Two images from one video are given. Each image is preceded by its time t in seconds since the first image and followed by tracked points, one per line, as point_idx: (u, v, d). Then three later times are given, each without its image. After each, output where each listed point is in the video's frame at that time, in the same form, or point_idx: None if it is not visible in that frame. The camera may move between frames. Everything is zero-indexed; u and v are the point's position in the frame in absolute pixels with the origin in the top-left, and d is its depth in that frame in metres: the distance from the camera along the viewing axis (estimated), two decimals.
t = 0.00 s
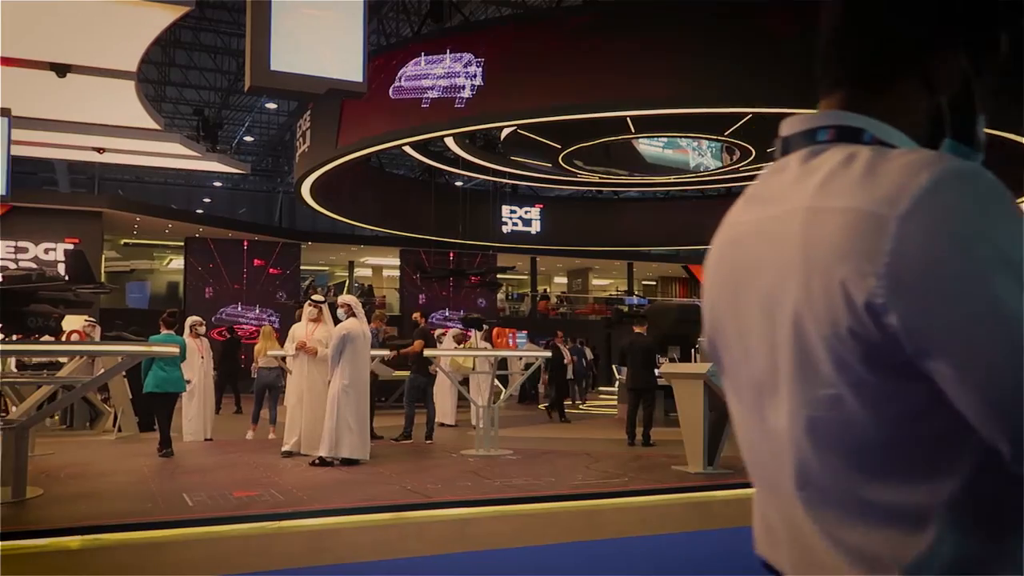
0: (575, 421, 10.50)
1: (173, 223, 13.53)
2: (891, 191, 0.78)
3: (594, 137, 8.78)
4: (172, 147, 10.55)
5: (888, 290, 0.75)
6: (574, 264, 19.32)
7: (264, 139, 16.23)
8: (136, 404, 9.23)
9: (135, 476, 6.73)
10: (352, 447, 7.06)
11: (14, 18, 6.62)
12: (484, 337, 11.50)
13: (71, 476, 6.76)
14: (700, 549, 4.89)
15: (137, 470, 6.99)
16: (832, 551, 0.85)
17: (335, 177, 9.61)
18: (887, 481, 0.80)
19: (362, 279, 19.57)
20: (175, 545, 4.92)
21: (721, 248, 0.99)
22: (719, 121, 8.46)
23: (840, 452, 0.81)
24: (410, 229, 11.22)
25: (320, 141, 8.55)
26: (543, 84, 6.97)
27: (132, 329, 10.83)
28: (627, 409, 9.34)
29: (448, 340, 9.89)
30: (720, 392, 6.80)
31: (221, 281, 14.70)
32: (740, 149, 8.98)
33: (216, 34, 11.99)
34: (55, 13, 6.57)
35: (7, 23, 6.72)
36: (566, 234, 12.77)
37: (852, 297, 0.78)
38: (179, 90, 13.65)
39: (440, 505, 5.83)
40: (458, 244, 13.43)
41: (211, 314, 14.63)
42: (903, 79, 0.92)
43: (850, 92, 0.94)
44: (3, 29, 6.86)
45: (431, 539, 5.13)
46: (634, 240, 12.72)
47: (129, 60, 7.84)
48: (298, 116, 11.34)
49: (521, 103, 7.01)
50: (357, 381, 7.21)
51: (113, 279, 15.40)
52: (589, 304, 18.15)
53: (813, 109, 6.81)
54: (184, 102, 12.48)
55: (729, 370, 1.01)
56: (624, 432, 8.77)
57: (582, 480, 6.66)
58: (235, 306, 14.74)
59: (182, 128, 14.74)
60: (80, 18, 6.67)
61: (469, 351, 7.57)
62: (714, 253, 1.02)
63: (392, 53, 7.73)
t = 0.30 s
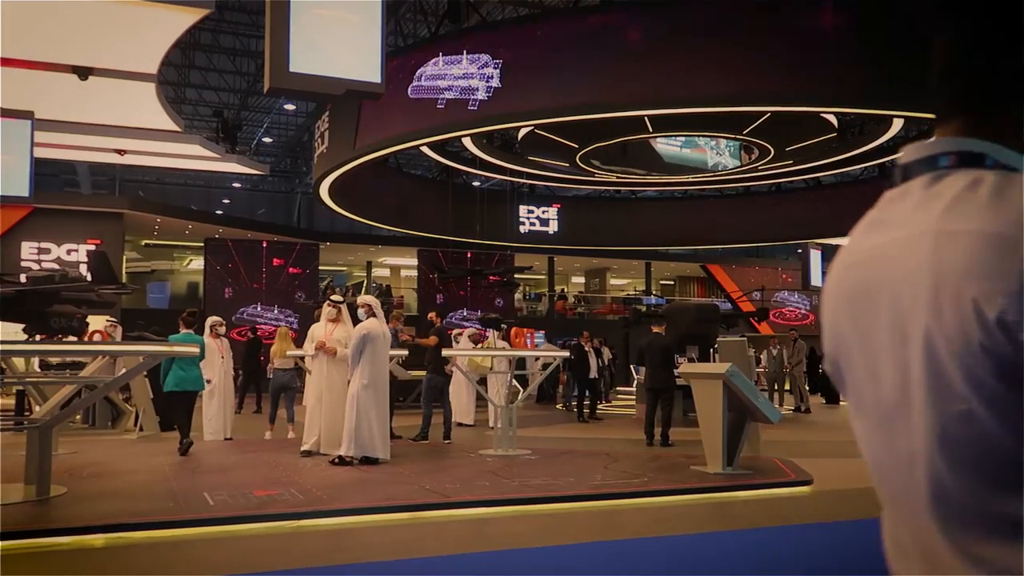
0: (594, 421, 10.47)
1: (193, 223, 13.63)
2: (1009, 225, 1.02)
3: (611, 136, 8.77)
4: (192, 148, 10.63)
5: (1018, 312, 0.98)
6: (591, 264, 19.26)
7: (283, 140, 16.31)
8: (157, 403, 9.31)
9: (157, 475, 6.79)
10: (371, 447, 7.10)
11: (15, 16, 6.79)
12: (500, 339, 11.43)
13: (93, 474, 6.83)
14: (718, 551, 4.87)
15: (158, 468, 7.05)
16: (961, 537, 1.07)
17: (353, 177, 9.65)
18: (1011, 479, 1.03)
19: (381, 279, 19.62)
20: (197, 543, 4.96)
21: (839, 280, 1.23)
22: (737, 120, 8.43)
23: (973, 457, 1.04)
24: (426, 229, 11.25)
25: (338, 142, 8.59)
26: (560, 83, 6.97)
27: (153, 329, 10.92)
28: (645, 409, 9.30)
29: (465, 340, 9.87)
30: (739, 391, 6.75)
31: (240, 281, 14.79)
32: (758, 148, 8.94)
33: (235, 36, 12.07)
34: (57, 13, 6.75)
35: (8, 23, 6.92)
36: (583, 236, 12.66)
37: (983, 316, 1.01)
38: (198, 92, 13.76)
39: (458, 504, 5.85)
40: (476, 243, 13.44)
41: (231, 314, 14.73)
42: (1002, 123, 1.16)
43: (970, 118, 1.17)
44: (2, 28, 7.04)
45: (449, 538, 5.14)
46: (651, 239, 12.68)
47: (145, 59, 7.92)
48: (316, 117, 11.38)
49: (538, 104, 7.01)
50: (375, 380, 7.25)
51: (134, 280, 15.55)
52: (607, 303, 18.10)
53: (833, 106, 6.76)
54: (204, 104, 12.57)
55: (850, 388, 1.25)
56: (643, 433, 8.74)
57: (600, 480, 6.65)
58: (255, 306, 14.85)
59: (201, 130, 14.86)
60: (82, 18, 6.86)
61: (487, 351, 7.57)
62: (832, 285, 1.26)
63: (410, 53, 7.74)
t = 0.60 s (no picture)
0: (611, 421, 10.44)
1: (212, 224, 13.73)
2: None
3: (627, 135, 8.75)
4: (211, 149, 10.70)
5: None
6: (608, 263, 19.23)
7: (300, 141, 16.39)
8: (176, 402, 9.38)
9: (177, 474, 6.85)
10: (389, 446, 7.12)
11: (11, 15, 6.94)
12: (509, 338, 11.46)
13: (115, 473, 6.90)
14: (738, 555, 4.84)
15: (178, 467, 7.11)
16: None
17: (370, 178, 9.68)
18: None
19: (398, 279, 19.68)
20: (218, 541, 5.00)
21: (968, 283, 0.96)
22: (754, 119, 8.40)
23: None
24: (443, 229, 11.27)
25: (356, 142, 8.61)
26: (577, 83, 6.96)
27: (174, 329, 11.01)
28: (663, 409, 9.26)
29: (481, 340, 9.85)
30: (757, 391, 6.71)
31: (259, 281, 14.87)
32: (777, 147, 8.89)
33: (253, 39, 12.13)
34: (57, 14, 6.90)
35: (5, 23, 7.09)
36: (600, 235, 12.66)
37: None
38: (217, 94, 13.86)
39: (476, 504, 5.85)
40: (492, 244, 13.46)
41: (250, 314, 14.82)
42: None
43: None
44: None
45: (469, 538, 5.15)
46: (667, 239, 12.64)
47: (160, 58, 8.00)
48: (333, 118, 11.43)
49: (554, 103, 7.00)
50: (393, 379, 7.28)
51: (154, 280, 15.70)
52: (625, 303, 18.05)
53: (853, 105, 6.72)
54: (222, 105, 12.66)
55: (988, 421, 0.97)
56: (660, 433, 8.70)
57: (618, 480, 6.64)
58: (274, 306, 14.92)
59: (220, 131, 14.96)
60: (82, 18, 7.02)
61: (504, 351, 7.58)
62: (958, 288, 0.99)
63: (427, 54, 7.76)
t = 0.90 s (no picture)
0: (628, 421, 10.42)
1: (230, 224, 13.83)
2: None
3: (643, 134, 8.73)
4: (230, 150, 10.78)
5: None
6: (624, 263, 19.20)
7: (317, 142, 16.47)
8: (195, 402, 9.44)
9: (197, 473, 6.90)
10: (406, 446, 7.14)
11: (9, 15, 7.01)
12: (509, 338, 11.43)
13: (135, 471, 6.96)
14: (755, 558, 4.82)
15: (198, 466, 7.16)
16: None
17: (387, 178, 9.72)
18: None
19: (414, 279, 19.74)
20: (237, 540, 5.03)
21: None
22: (771, 118, 8.36)
23: None
24: (459, 229, 11.30)
25: (372, 142, 8.63)
26: (593, 83, 6.95)
27: (194, 329, 11.09)
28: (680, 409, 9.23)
29: (496, 340, 9.85)
30: (775, 391, 6.68)
31: (276, 281, 14.96)
32: (794, 145, 8.84)
33: (270, 40, 12.21)
34: (49, 12, 6.94)
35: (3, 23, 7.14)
36: (616, 234, 12.66)
37: None
38: (234, 95, 13.95)
39: (494, 504, 5.86)
40: (509, 244, 13.49)
41: (268, 314, 14.91)
42: None
43: None
44: None
45: (486, 538, 5.16)
46: (683, 239, 12.60)
47: (174, 57, 8.05)
48: (350, 118, 11.48)
49: (570, 103, 6.99)
50: (410, 379, 7.30)
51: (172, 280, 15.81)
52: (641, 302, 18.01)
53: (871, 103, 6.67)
54: (240, 106, 12.75)
55: None
56: (678, 433, 8.68)
57: (636, 481, 6.62)
58: (291, 306, 14.99)
59: (237, 132, 15.04)
60: (79, 18, 7.07)
61: (521, 351, 7.58)
62: None
63: (443, 54, 7.77)
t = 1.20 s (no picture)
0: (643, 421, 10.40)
1: (246, 225, 13.90)
2: None
3: (657, 133, 8.72)
4: (245, 151, 10.84)
5: None
6: (638, 262, 19.18)
7: (331, 142, 16.54)
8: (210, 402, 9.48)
9: (214, 471, 6.94)
10: (421, 445, 7.15)
11: (13, 16, 7.06)
12: (523, 340, 11.47)
13: (152, 470, 7.02)
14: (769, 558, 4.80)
15: (214, 465, 7.20)
16: None
17: (402, 178, 9.75)
18: None
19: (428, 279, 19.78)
20: (252, 538, 5.07)
21: None
22: (785, 116, 8.33)
23: None
24: (473, 229, 11.32)
25: (387, 143, 8.66)
26: (606, 82, 6.94)
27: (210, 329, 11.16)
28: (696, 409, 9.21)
29: (509, 340, 9.86)
30: (791, 391, 6.65)
31: (291, 281, 15.02)
32: (809, 144, 8.80)
33: (285, 41, 12.26)
34: (49, 11, 6.99)
35: (6, 23, 7.17)
36: (630, 233, 12.65)
37: None
38: (249, 96, 14.04)
39: (508, 504, 5.86)
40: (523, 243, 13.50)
41: (283, 313, 14.98)
42: None
43: None
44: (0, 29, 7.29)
45: (500, 537, 5.16)
46: (697, 238, 12.56)
47: (189, 58, 8.10)
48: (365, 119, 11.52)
49: (584, 102, 6.99)
50: (425, 378, 7.32)
51: (189, 280, 15.93)
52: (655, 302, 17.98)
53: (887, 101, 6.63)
54: (255, 107, 12.82)
55: None
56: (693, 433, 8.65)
57: (650, 480, 6.61)
58: (305, 306, 15.05)
59: (252, 133, 15.13)
60: (79, 18, 7.11)
61: (535, 350, 7.58)
62: None
63: (457, 54, 7.78)
